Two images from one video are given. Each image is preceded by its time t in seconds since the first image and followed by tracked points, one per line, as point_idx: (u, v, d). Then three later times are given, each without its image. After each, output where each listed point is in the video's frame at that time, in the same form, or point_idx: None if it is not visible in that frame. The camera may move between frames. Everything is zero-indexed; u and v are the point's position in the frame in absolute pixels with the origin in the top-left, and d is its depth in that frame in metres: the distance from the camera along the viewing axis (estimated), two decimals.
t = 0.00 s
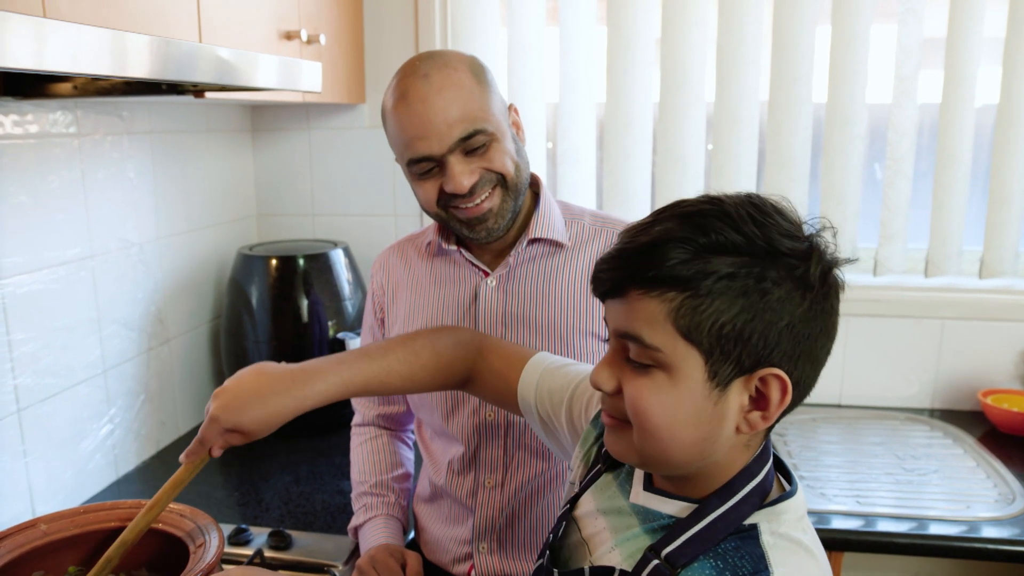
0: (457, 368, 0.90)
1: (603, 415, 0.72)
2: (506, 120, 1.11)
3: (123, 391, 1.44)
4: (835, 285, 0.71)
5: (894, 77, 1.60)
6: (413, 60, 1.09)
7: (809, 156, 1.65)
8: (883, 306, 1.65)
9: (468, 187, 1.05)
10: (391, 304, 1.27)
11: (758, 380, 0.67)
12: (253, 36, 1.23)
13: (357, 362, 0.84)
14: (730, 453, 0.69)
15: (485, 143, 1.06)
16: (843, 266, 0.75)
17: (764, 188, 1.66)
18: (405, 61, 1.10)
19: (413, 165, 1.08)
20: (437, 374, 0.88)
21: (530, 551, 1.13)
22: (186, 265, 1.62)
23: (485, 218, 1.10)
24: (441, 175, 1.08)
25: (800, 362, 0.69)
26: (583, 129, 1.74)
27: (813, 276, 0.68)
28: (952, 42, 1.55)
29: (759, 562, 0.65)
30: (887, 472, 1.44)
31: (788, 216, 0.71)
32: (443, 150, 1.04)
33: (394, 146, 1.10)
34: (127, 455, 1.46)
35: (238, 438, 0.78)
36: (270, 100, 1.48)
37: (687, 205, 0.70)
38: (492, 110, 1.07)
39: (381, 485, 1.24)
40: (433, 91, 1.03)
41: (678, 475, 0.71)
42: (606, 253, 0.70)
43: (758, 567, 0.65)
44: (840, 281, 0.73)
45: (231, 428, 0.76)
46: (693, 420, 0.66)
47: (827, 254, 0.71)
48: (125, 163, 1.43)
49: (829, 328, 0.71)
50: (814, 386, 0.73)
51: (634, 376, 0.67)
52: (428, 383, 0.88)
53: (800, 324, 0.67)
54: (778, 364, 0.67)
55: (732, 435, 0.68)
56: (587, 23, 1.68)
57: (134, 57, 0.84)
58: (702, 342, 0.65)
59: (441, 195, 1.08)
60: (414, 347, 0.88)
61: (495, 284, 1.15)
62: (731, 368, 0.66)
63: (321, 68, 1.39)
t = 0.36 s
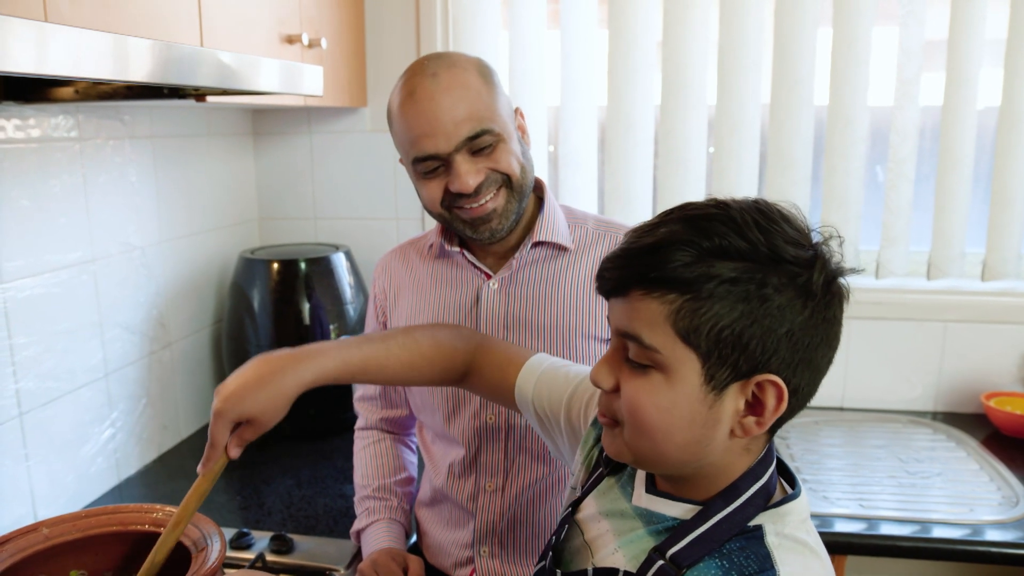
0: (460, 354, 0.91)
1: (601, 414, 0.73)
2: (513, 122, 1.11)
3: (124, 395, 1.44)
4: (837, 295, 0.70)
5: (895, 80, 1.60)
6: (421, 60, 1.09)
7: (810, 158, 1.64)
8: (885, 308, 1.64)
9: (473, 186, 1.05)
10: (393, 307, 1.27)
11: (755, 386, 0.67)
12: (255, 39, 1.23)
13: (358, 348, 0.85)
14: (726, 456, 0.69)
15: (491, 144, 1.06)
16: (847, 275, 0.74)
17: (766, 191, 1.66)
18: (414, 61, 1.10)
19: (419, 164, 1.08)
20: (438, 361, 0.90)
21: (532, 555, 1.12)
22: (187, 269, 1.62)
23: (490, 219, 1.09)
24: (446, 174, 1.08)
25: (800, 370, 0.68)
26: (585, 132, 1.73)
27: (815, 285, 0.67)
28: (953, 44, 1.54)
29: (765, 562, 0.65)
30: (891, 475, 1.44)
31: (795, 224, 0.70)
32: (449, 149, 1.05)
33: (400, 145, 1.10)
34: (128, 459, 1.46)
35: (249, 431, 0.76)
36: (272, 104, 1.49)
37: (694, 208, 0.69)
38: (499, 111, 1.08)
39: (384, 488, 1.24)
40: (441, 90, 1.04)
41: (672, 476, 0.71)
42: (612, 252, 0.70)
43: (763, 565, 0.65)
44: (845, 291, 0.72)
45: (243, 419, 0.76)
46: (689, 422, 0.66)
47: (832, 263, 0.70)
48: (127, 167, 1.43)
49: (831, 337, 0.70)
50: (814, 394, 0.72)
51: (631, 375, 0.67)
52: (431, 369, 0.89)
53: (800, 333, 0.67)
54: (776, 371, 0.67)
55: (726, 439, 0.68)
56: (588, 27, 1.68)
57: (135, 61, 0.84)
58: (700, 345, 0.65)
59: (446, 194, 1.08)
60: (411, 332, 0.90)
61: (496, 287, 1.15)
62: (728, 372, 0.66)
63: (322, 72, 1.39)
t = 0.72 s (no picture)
0: (465, 366, 0.92)
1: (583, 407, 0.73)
2: (512, 121, 1.11)
3: (126, 393, 1.44)
4: (816, 287, 0.69)
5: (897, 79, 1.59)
6: (420, 57, 1.09)
7: (812, 157, 1.64)
8: (887, 307, 1.64)
9: (469, 185, 1.05)
10: (391, 308, 1.27)
11: (729, 377, 0.66)
12: (256, 37, 1.23)
13: (364, 371, 0.88)
14: (703, 451, 0.69)
15: (489, 143, 1.06)
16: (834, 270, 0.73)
17: (768, 190, 1.66)
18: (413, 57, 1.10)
19: (416, 162, 1.08)
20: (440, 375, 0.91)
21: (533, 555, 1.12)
22: (188, 267, 1.62)
23: (486, 218, 1.09)
24: (442, 172, 1.07)
25: (776, 361, 0.67)
26: (587, 132, 1.73)
27: (791, 275, 0.67)
28: (954, 42, 1.54)
29: (734, 563, 0.64)
30: (892, 473, 1.44)
31: (775, 215, 0.69)
32: (446, 147, 1.04)
33: (397, 142, 1.10)
34: (130, 457, 1.46)
35: (243, 446, 0.78)
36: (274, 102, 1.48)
37: (674, 198, 0.70)
38: (498, 110, 1.07)
39: (385, 486, 1.23)
40: (439, 88, 1.03)
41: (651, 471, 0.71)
42: (593, 241, 0.71)
43: (731, 566, 0.64)
44: (827, 284, 0.71)
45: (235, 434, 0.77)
46: (663, 412, 0.66)
47: (811, 256, 0.69)
48: (128, 164, 1.43)
49: (810, 330, 0.69)
50: (796, 389, 0.71)
51: (606, 365, 0.67)
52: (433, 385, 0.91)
53: (776, 323, 0.66)
54: (751, 362, 0.66)
55: (703, 432, 0.67)
56: (590, 26, 1.68)
57: (136, 58, 0.84)
58: (672, 335, 0.65)
59: (442, 192, 1.08)
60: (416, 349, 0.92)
61: (496, 287, 1.14)
62: (701, 363, 0.65)
63: (323, 70, 1.39)
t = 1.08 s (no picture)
0: (484, 373, 0.92)
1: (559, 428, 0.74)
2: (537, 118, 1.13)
3: (130, 390, 1.44)
4: (782, 295, 0.67)
5: (901, 76, 1.59)
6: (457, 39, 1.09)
7: (817, 154, 1.64)
8: (892, 305, 1.64)
9: (499, 165, 1.05)
10: (393, 309, 1.26)
11: (696, 399, 0.65)
12: (260, 34, 1.23)
13: (390, 373, 0.89)
14: (679, 469, 0.69)
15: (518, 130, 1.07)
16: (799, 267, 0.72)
17: (773, 186, 1.65)
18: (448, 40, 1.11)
19: (441, 137, 1.07)
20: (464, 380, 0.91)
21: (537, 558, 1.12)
22: (192, 263, 1.62)
23: (506, 204, 1.08)
24: (469, 152, 1.06)
25: (743, 378, 0.66)
26: (591, 129, 1.73)
27: (754, 288, 0.65)
28: (960, 40, 1.54)
29: None
30: (896, 472, 1.43)
31: (737, 223, 0.67)
32: (479, 124, 1.04)
33: (422, 117, 1.08)
34: (134, 453, 1.46)
35: (266, 431, 0.79)
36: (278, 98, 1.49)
37: (631, 211, 0.68)
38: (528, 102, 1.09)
39: (387, 483, 1.24)
40: (480, 65, 1.04)
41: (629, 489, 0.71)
42: (552, 260, 0.70)
43: None
44: (795, 287, 0.69)
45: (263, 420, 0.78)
46: (631, 438, 0.66)
47: (775, 264, 0.67)
48: (132, 161, 1.43)
49: (778, 340, 0.68)
50: (769, 398, 0.70)
51: (572, 393, 0.68)
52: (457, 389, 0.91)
53: (740, 340, 0.65)
54: (717, 381, 0.65)
55: (676, 453, 0.67)
56: (594, 22, 1.68)
57: (140, 55, 0.83)
58: (632, 362, 0.64)
59: (465, 171, 1.07)
60: (444, 352, 0.93)
61: (501, 291, 1.13)
62: (665, 387, 0.64)
63: (328, 67, 1.39)
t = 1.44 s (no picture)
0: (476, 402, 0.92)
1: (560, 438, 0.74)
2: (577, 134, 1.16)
3: (132, 390, 1.44)
4: (781, 299, 0.67)
5: (903, 77, 1.59)
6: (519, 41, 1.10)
7: (818, 154, 1.64)
8: (893, 306, 1.64)
9: (578, 165, 1.05)
10: (392, 305, 1.21)
11: (699, 410, 0.66)
12: (262, 35, 1.23)
13: (384, 401, 0.89)
14: (682, 476, 0.69)
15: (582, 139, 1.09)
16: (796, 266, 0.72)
17: (774, 187, 1.65)
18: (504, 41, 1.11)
19: (518, 134, 1.05)
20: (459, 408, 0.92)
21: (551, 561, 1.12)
22: (194, 264, 1.62)
23: (571, 206, 1.08)
24: (544, 150, 1.06)
25: (744, 385, 0.66)
26: (592, 129, 1.73)
27: (753, 297, 0.65)
28: (961, 40, 1.54)
29: None
30: (898, 473, 1.43)
31: (733, 229, 0.67)
32: (562, 123, 1.05)
33: (500, 108, 1.06)
34: (135, 454, 1.46)
35: (262, 465, 0.78)
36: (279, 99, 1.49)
37: (624, 222, 0.67)
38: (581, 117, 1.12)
39: (386, 483, 1.23)
40: (558, 71, 1.06)
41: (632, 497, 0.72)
42: (545, 273, 0.70)
43: None
44: (794, 287, 0.69)
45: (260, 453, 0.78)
46: (634, 452, 0.66)
47: (773, 268, 0.67)
48: (134, 162, 1.43)
49: (778, 344, 0.68)
50: (771, 402, 0.70)
51: (573, 406, 0.68)
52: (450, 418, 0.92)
53: (740, 349, 0.65)
54: (718, 391, 0.65)
55: (679, 462, 0.67)
56: (595, 23, 1.68)
57: (143, 56, 0.84)
58: (631, 376, 0.65)
59: (541, 167, 1.05)
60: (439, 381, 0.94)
61: (521, 290, 1.12)
62: (665, 400, 0.65)
63: (330, 68, 1.39)
